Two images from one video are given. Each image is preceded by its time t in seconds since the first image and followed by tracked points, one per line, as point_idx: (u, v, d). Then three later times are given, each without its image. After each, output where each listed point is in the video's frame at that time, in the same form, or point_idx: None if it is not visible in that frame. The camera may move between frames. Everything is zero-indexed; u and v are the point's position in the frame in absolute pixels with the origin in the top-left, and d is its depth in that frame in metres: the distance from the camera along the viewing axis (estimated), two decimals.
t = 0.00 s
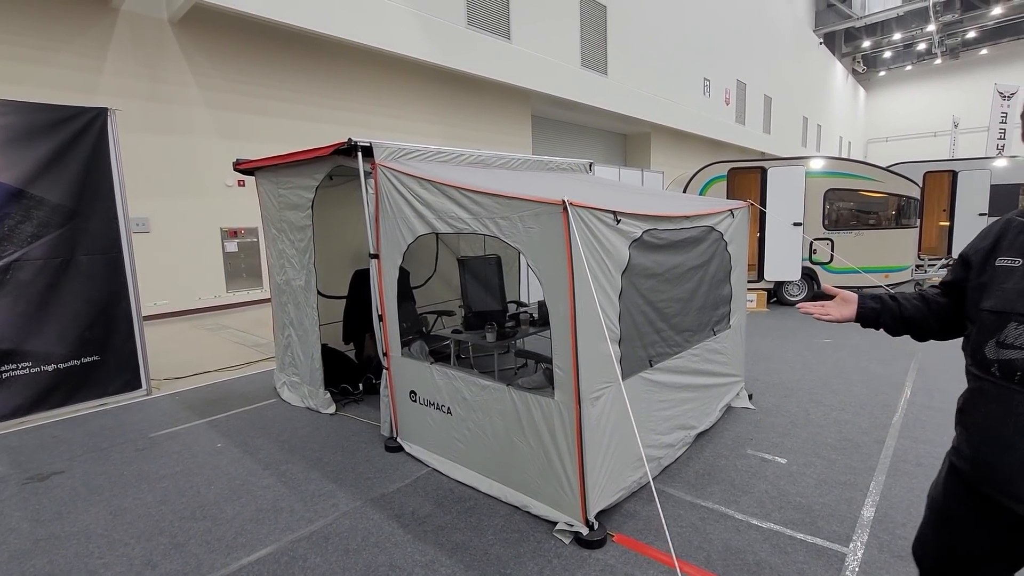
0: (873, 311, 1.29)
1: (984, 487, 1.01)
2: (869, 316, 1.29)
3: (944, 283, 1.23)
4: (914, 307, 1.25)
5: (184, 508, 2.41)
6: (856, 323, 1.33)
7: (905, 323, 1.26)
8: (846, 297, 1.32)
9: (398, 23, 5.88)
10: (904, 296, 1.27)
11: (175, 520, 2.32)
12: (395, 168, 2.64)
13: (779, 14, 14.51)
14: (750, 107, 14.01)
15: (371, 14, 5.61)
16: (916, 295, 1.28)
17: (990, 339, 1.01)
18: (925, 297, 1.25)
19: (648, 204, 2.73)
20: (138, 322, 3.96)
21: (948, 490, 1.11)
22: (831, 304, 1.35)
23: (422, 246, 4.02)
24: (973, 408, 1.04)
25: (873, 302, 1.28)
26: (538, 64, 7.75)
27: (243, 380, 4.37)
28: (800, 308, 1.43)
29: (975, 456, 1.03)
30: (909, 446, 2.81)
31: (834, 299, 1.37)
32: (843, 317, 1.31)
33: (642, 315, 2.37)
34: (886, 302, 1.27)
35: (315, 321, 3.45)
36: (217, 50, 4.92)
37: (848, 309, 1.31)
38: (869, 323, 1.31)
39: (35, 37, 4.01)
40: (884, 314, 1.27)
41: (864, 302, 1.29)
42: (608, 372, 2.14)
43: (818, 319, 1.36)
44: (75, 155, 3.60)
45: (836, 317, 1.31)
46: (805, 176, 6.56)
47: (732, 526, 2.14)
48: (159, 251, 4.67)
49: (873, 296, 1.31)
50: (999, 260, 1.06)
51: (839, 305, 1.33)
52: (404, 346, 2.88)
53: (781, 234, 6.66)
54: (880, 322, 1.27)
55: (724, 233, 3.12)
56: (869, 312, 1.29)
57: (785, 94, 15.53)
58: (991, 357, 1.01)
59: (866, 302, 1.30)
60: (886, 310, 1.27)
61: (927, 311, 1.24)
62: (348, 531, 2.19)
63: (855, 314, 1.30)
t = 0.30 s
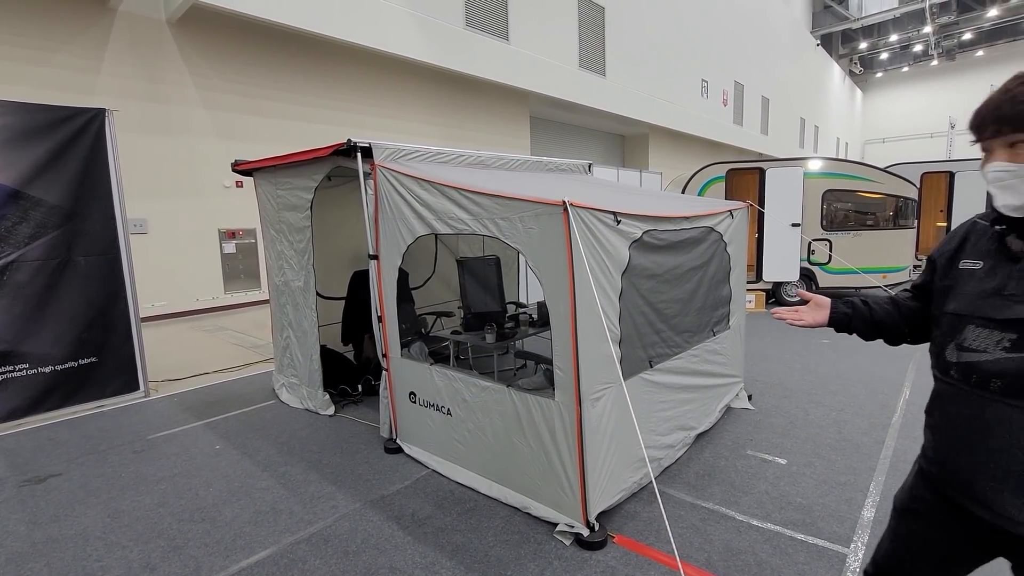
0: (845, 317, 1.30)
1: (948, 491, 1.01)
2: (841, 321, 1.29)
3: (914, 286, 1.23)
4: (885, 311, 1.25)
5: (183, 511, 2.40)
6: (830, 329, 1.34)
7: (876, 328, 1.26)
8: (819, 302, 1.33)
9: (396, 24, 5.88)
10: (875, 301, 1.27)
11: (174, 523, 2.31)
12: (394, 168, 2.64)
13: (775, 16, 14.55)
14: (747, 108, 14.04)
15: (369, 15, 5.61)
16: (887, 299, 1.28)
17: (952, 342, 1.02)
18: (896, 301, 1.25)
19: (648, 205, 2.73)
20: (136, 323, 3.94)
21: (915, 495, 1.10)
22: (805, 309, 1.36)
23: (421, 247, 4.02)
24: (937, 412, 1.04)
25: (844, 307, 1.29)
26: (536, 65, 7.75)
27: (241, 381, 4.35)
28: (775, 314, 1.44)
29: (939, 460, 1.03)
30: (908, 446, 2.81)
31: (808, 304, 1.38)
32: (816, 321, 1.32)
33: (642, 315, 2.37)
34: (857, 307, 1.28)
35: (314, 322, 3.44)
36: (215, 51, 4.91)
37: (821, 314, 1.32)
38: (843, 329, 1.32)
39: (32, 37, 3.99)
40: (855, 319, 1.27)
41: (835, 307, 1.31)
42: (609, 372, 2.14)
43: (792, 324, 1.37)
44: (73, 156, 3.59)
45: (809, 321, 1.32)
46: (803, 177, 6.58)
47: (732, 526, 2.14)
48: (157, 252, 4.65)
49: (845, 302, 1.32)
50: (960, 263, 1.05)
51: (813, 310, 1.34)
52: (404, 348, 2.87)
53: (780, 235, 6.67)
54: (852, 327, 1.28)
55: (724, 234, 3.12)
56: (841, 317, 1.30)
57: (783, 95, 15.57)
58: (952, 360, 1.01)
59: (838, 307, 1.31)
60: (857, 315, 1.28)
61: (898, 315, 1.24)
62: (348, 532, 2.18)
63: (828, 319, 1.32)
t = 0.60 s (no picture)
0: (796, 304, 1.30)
1: (882, 489, 1.01)
2: (791, 309, 1.31)
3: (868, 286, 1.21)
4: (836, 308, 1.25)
5: (180, 513, 2.39)
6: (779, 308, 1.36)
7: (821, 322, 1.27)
8: (778, 286, 1.32)
9: (394, 24, 5.87)
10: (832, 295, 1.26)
11: (171, 525, 2.29)
12: (392, 168, 2.63)
13: (773, 17, 14.58)
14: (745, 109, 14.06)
15: (366, 16, 5.59)
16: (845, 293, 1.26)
17: (877, 341, 1.02)
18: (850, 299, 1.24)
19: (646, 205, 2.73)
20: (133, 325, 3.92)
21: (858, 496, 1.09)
22: (762, 286, 1.35)
23: (419, 247, 4.02)
24: (866, 411, 1.04)
25: (798, 297, 1.29)
26: (534, 66, 7.75)
27: (239, 382, 4.34)
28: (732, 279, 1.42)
29: (872, 458, 1.02)
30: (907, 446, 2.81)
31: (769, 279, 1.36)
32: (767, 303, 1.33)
33: (641, 316, 2.37)
34: (810, 299, 1.27)
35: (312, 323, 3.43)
36: (212, 51, 4.89)
37: (775, 297, 1.32)
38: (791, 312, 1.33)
39: (28, 37, 3.97)
40: (804, 311, 1.28)
41: (791, 295, 1.30)
42: (608, 372, 2.14)
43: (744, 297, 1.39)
44: (69, 156, 3.57)
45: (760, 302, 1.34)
46: (800, 178, 6.60)
47: (731, 527, 2.14)
48: (154, 253, 4.64)
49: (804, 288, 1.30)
50: (890, 266, 1.06)
51: (769, 291, 1.33)
52: (402, 348, 2.86)
53: (777, 236, 6.68)
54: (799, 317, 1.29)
55: (722, 234, 3.12)
56: (792, 305, 1.30)
57: (781, 96, 15.60)
58: (875, 357, 1.02)
59: (793, 294, 1.30)
60: (807, 306, 1.28)
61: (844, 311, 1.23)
62: (345, 534, 2.17)
63: (779, 303, 1.32)
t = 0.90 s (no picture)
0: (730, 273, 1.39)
1: (797, 467, 1.06)
2: (725, 278, 1.39)
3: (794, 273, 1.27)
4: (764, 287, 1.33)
5: (175, 513, 2.37)
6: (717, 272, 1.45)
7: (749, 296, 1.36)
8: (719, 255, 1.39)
9: (391, 24, 5.86)
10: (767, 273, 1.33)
11: (165, 525, 2.27)
12: (388, 166, 2.62)
13: (770, 18, 14.60)
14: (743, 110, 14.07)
15: (363, 15, 5.58)
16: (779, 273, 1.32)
17: (796, 325, 1.09)
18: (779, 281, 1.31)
19: (645, 203, 2.71)
20: (129, 324, 3.90)
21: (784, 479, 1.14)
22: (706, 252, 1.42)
23: (417, 247, 4.01)
24: (786, 390, 1.10)
25: (734, 268, 1.37)
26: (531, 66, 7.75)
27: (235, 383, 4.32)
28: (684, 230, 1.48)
29: (788, 435, 1.08)
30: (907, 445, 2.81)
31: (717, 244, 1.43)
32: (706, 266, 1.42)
33: (639, 314, 2.36)
34: (744, 273, 1.35)
35: (309, 322, 3.41)
36: (209, 51, 4.87)
37: (715, 263, 1.41)
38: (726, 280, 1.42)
39: (22, 35, 3.95)
40: (735, 283, 1.37)
41: (728, 265, 1.38)
42: (606, 370, 2.12)
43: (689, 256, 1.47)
44: (64, 155, 3.55)
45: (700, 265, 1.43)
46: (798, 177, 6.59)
47: (730, 526, 2.12)
48: (150, 253, 4.61)
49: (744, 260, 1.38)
50: (813, 257, 1.13)
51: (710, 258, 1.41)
52: (399, 347, 2.85)
53: (775, 236, 6.68)
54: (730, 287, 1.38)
55: (720, 233, 3.11)
56: (728, 275, 1.38)
57: (778, 97, 15.62)
58: (793, 340, 1.08)
59: (732, 265, 1.37)
60: (741, 279, 1.36)
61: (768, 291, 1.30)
62: (342, 534, 2.15)
63: (717, 270, 1.40)
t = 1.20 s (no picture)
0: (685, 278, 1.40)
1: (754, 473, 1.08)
2: (680, 283, 1.40)
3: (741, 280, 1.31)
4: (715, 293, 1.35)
5: (174, 517, 2.36)
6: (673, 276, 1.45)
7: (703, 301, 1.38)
8: (676, 260, 1.40)
9: (391, 26, 5.87)
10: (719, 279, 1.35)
11: (164, 530, 2.27)
12: (387, 170, 2.62)
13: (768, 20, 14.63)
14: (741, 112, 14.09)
15: (362, 17, 5.59)
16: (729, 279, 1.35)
17: (746, 333, 1.11)
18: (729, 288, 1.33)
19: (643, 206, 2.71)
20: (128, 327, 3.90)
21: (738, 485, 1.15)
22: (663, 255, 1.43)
23: (416, 250, 4.01)
24: (739, 396, 1.11)
25: (689, 274, 1.38)
26: (530, 68, 7.76)
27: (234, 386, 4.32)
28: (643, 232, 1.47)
29: (743, 440, 1.10)
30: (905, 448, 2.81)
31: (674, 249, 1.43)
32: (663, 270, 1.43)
33: (638, 318, 2.37)
34: (699, 279, 1.37)
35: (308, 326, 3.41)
36: (207, 53, 4.88)
37: (671, 267, 1.41)
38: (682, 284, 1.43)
39: (22, 38, 3.96)
40: (690, 289, 1.38)
41: (683, 270, 1.39)
42: (605, 374, 2.13)
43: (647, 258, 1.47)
44: (64, 158, 3.56)
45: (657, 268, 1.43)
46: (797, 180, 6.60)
47: (729, 530, 2.13)
48: (148, 256, 4.61)
49: (698, 266, 1.39)
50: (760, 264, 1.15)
51: (667, 262, 1.42)
52: (398, 351, 2.85)
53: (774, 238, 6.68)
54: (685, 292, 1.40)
55: (718, 236, 3.12)
56: (683, 280, 1.40)
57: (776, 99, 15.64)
58: (744, 347, 1.10)
59: (688, 270, 1.39)
60: (696, 285, 1.37)
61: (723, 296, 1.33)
62: (341, 538, 2.15)
63: (673, 274, 1.41)
